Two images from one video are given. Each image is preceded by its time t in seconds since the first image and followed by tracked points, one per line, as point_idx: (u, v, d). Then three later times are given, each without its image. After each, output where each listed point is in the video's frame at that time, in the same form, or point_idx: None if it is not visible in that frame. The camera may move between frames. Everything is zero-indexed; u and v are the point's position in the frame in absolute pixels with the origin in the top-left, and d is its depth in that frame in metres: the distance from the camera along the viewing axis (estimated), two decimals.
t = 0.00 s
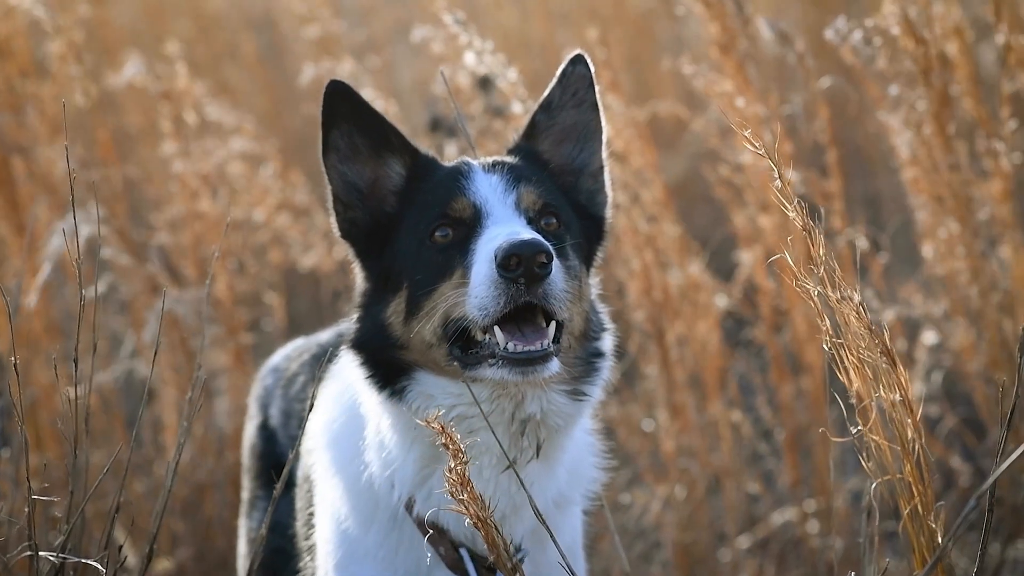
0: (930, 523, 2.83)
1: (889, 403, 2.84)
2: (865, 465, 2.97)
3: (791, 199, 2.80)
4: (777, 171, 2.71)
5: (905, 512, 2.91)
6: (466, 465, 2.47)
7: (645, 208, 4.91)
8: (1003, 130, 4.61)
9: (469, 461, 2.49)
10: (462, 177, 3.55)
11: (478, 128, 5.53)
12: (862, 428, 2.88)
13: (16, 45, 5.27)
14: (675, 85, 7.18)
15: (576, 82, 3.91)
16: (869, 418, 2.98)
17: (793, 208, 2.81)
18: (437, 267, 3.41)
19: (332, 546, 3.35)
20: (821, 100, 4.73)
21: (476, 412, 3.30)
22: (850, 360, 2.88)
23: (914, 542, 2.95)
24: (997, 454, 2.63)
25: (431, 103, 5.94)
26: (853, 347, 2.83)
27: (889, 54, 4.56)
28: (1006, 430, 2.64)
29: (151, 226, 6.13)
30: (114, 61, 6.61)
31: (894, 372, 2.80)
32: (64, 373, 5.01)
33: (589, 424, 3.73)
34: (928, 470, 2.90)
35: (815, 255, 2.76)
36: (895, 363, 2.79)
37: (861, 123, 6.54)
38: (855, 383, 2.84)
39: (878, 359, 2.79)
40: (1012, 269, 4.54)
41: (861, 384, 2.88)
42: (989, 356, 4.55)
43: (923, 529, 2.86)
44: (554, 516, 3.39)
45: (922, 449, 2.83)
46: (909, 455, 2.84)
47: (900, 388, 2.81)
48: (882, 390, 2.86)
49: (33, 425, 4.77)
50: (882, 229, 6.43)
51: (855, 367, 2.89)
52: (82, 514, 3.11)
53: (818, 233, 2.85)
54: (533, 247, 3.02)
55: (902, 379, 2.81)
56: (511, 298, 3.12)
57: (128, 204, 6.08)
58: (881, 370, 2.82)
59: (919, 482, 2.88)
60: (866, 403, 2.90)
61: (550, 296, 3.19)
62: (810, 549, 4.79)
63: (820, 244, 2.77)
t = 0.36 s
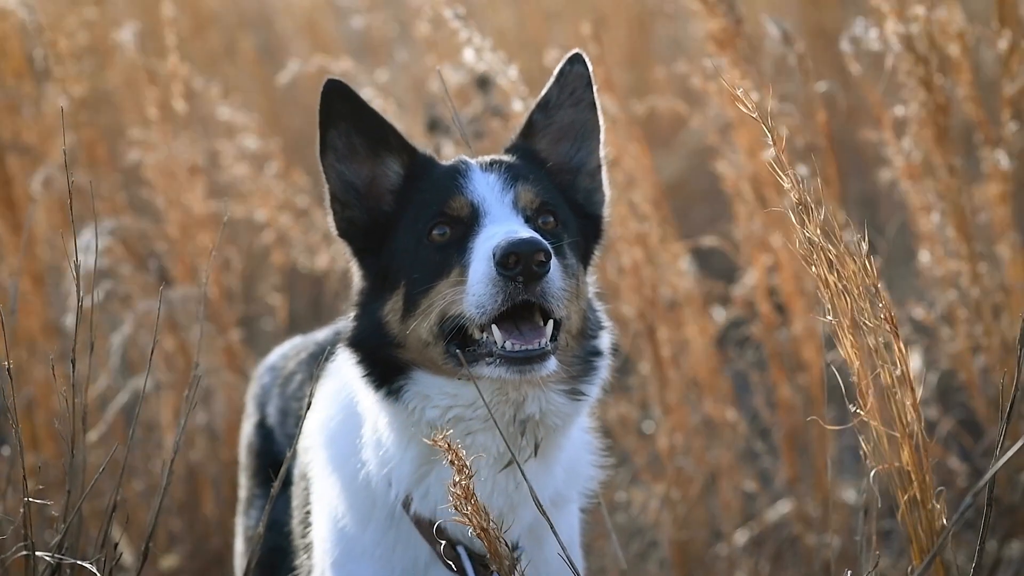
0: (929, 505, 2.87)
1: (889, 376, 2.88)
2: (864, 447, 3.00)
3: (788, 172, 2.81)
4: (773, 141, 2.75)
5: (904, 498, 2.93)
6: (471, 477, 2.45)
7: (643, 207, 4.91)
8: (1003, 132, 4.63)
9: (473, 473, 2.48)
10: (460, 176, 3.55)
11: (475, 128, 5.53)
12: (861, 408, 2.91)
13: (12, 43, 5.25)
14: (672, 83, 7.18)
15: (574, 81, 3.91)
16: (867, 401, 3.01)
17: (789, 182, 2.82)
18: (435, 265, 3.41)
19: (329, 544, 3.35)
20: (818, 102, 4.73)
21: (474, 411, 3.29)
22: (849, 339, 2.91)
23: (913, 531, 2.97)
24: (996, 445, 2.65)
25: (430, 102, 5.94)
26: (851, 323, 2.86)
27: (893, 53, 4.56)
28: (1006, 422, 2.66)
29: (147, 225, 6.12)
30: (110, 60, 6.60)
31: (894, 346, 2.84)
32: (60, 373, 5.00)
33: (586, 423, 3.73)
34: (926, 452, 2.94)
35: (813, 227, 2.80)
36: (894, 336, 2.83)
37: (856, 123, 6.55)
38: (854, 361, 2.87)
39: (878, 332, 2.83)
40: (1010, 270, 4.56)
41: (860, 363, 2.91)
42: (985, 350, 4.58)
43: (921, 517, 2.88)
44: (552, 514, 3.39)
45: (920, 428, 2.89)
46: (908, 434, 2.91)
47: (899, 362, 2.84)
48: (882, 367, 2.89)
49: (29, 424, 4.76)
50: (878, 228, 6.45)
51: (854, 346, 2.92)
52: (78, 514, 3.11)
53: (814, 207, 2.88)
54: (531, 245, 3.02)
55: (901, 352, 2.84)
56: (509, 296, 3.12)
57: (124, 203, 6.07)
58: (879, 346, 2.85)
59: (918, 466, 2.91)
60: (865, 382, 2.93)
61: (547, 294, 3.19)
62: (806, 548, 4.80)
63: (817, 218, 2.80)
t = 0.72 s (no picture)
0: (926, 497, 2.88)
1: (885, 365, 2.88)
2: (861, 441, 3.01)
3: (785, 160, 2.83)
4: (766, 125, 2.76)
5: (901, 492, 2.94)
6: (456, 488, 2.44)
7: (639, 204, 4.91)
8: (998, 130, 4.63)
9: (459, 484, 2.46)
10: (456, 173, 3.54)
11: (471, 124, 5.52)
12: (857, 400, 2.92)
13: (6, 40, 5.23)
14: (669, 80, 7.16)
15: (570, 78, 3.90)
16: (863, 393, 3.02)
17: (786, 170, 2.84)
18: (432, 263, 3.41)
19: (326, 541, 3.35)
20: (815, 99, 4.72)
21: (471, 409, 3.29)
22: (846, 328, 2.91)
23: (910, 525, 2.98)
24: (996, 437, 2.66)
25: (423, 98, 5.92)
26: (848, 313, 2.87)
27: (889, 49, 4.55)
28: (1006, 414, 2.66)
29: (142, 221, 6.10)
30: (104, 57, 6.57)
31: (890, 335, 2.84)
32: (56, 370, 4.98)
33: (582, 420, 3.73)
34: (923, 445, 2.96)
35: (809, 213, 2.80)
36: (891, 324, 2.83)
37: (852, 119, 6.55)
38: (849, 351, 2.88)
39: (875, 320, 2.83)
40: (1006, 268, 4.56)
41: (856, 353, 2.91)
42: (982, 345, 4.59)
43: (919, 510, 2.89)
44: (548, 511, 3.39)
45: (917, 420, 2.91)
46: (905, 426, 2.92)
47: (896, 352, 2.85)
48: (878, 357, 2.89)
49: (25, 421, 4.75)
50: (874, 225, 6.45)
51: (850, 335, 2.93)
52: (75, 510, 3.10)
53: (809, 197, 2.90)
54: (529, 243, 3.01)
55: (898, 342, 2.84)
56: (506, 294, 3.12)
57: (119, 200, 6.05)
58: (876, 336, 2.86)
59: (914, 457, 2.92)
60: (862, 373, 2.94)
61: (545, 292, 3.19)
62: (803, 544, 4.82)
63: (814, 205, 2.81)
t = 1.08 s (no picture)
0: (924, 498, 2.89)
1: (885, 367, 2.88)
2: (859, 442, 3.01)
3: (790, 159, 2.84)
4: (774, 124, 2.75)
5: (899, 493, 2.95)
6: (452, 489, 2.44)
7: (639, 206, 4.91)
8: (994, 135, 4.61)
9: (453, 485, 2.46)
10: (454, 175, 3.55)
11: (467, 125, 5.52)
12: (858, 401, 2.92)
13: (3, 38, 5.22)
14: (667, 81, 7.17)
15: (568, 80, 3.90)
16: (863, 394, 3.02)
17: (790, 170, 2.85)
18: (430, 264, 3.41)
19: (322, 541, 3.35)
20: (811, 101, 4.73)
21: (468, 410, 3.29)
22: (846, 330, 2.91)
23: (906, 527, 2.99)
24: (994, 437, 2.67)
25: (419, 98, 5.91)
26: (848, 314, 2.88)
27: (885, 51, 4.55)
28: (1004, 416, 2.67)
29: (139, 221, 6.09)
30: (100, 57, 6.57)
31: (892, 338, 2.84)
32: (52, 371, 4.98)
33: (579, 421, 3.73)
34: (921, 447, 2.96)
35: (814, 213, 2.80)
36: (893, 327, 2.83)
37: (848, 120, 6.56)
38: (850, 352, 2.87)
39: (876, 323, 2.83)
40: (1002, 271, 4.57)
41: (856, 355, 2.91)
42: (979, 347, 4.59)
43: (916, 512, 2.90)
44: (545, 512, 3.39)
45: (916, 422, 2.91)
46: (904, 428, 2.93)
47: (897, 355, 2.84)
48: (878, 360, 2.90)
49: (22, 421, 4.75)
50: (871, 227, 6.45)
51: (850, 337, 2.93)
52: (72, 509, 3.09)
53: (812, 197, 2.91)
54: (527, 246, 3.02)
55: (898, 343, 2.84)
56: (504, 297, 3.12)
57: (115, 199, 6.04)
58: (876, 337, 2.87)
59: (913, 460, 2.92)
60: (862, 374, 2.93)
61: (543, 295, 3.19)
62: (799, 544, 4.83)
63: (819, 205, 2.80)
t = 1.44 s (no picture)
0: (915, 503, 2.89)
1: (879, 373, 2.88)
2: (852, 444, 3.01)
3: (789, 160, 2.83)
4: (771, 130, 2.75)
5: (891, 497, 2.94)
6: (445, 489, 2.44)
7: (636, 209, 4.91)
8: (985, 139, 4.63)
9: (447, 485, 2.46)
10: (452, 175, 3.55)
11: (463, 126, 5.53)
12: (852, 405, 2.92)
13: None
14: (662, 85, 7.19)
15: (567, 81, 3.90)
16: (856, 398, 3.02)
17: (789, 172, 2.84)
18: (427, 264, 3.41)
19: (317, 540, 3.34)
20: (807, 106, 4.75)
21: (463, 410, 3.29)
22: (841, 334, 2.91)
23: (899, 530, 2.99)
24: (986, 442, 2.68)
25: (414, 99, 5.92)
26: (843, 319, 2.87)
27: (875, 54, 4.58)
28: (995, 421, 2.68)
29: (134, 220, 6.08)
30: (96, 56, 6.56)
31: (886, 344, 2.84)
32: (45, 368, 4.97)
33: (574, 422, 3.74)
34: (915, 453, 2.96)
35: (810, 219, 2.80)
36: (887, 333, 2.83)
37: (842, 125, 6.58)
38: (845, 356, 2.87)
39: (871, 328, 2.83)
40: (995, 276, 4.58)
41: (851, 359, 2.91)
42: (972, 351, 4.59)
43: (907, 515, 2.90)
44: (539, 512, 3.39)
45: (909, 427, 2.91)
46: (896, 435, 2.92)
47: (891, 360, 2.85)
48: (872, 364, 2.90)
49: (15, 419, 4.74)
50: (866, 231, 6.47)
51: (845, 342, 2.93)
52: (66, 507, 3.08)
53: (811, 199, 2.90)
54: (525, 248, 3.02)
55: (891, 348, 2.84)
56: (501, 298, 3.12)
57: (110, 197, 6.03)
58: (869, 343, 2.86)
59: (906, 465, 2.92)
60: (857, 379, 2.93)
61: (539, 297, 3.19)
62: (793, 546, 4.84)
63: (814, 211, 2.80)
